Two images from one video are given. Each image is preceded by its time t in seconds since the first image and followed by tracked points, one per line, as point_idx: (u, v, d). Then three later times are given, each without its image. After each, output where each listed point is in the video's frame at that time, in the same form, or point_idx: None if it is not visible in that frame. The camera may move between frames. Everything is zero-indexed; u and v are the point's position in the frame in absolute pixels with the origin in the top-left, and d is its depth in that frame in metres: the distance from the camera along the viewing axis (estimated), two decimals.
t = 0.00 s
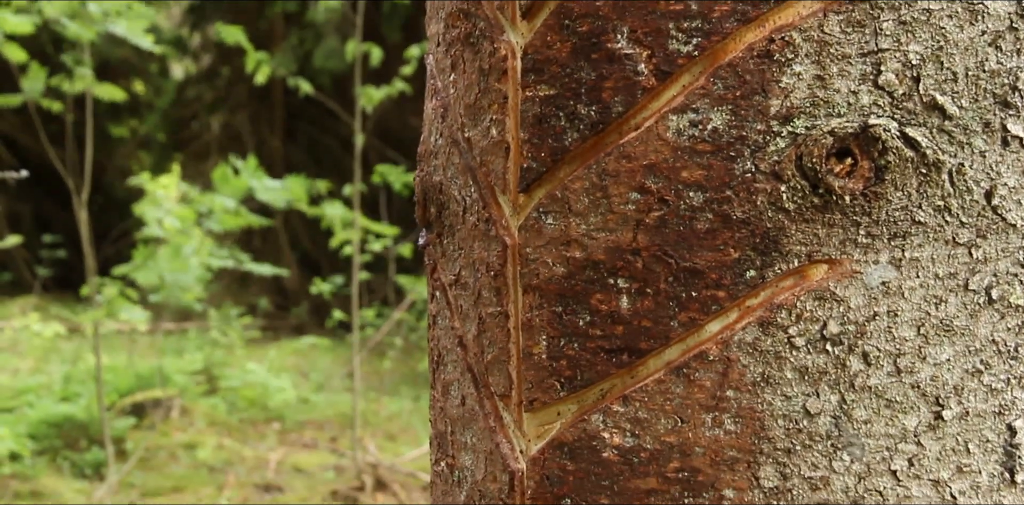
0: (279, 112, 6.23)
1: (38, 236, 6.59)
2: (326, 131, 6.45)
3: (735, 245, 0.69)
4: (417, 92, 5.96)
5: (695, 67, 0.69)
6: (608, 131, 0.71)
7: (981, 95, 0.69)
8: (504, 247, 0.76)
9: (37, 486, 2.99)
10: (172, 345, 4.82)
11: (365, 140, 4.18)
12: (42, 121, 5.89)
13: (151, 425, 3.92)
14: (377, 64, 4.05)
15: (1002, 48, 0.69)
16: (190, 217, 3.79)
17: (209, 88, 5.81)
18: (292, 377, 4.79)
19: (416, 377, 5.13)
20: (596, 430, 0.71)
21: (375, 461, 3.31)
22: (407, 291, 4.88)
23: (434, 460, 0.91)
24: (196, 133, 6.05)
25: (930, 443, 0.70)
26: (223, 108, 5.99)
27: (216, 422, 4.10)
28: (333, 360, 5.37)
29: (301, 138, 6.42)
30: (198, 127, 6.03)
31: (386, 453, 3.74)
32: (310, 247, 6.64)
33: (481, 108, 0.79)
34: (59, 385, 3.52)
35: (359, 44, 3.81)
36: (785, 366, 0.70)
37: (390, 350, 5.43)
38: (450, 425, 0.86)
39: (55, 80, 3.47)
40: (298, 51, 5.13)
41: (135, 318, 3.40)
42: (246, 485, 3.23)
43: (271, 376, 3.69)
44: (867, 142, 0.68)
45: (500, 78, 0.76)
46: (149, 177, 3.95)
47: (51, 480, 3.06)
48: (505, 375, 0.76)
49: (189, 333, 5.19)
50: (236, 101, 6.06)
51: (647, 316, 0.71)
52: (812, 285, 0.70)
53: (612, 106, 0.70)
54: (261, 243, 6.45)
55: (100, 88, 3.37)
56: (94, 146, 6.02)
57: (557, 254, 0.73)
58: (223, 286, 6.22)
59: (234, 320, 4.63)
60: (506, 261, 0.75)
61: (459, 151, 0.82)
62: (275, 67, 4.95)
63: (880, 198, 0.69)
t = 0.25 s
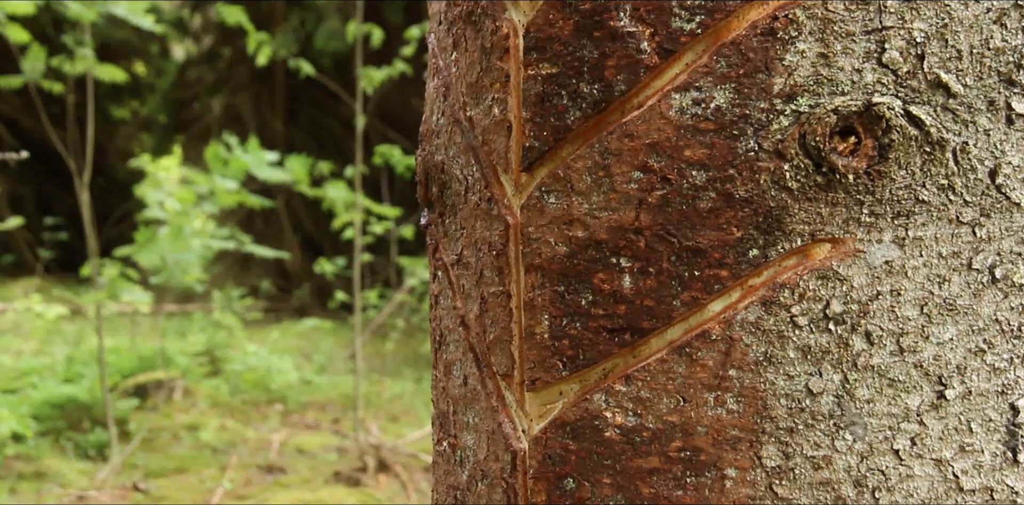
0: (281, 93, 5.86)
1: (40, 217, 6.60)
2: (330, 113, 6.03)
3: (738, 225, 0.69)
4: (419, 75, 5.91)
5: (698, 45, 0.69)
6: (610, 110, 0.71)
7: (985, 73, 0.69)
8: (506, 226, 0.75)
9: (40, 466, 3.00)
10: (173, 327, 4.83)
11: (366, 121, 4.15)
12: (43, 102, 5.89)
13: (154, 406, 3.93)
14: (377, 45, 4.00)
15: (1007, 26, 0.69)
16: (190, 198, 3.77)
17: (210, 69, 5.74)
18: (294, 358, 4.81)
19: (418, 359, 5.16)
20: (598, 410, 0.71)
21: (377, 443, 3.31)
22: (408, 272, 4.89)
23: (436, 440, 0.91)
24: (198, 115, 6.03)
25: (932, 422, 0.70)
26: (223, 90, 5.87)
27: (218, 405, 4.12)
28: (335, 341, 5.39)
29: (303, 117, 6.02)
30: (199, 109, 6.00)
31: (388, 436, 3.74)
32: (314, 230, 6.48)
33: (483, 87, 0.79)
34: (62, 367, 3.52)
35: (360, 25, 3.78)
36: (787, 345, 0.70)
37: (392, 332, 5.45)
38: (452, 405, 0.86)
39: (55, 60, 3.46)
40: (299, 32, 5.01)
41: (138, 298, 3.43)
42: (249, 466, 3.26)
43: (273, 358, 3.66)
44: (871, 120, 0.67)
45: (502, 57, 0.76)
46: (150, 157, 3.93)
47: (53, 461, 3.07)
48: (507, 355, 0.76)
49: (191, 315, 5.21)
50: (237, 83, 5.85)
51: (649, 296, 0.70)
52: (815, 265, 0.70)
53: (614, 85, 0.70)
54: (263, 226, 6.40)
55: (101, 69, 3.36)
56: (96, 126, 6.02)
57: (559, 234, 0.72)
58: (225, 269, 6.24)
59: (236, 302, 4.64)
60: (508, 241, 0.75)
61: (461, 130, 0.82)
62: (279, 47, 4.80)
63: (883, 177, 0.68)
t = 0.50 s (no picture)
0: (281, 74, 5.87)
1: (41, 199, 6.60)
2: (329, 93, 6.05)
3: (740, 204, 0.69)
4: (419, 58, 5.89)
5: (700, 23, 0.69)
6: (612, 89, 0.70)
7: (988, 51, 0.69)
8: (507, 205, 0.75)
9: (42, 446, 3.03)
10: (174, 308, 4.84)
11: (367, 101, 4.14)
12: (42, 83, 5.87)
13: (155, 387, 3.95)
14: (378, 26, 3.98)
15: (1011, 3, 0.68)
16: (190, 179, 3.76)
17: (210, 50, 5.69)
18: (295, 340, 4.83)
19: (419, 340, 5.18)
20: (599, 389, 0.71)
21: (378, 424, 3.34)
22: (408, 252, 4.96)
23: (436, 419, 0.91)
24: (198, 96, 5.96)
25: (934, 402, 0.70)
26: (223, 71, 5.86)
27: (220, 386, 4.12)
28: (337, 323, 5.41)
29: (303, 98, 6.06)
30: (200, 90, 5.95)
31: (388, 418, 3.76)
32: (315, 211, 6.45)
33: (484, 66, 0.78)
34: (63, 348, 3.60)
35: (360, 5, 3.76)
36: (789, 324, 0.70)
37: (393, 313, 5.47)
38: (453, 385, 0.86)
39: (55, 41, 3.44)
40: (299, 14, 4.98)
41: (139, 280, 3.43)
42: (250, 447, 3.29)
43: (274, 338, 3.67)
44: (874, 99, 0.67)
45: (503, 35, 0.76)
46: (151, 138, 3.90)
47: (56, 442, 3.10)
48: (508, 334, 0.76)
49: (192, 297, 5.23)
50: (237, 63, 5.83)
51: (651, 275, 0.70)
52: (817, 244, 0.69)
53: (616, 63, 0.70)
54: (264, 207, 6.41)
55: (100, 50, 3.35)
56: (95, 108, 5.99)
57: (560, 213, 0.72)
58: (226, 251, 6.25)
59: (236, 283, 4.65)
60: (509, 220, 0.75)
61: (462, 110, 0.82)
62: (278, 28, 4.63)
63: (886, 155, 0.68)
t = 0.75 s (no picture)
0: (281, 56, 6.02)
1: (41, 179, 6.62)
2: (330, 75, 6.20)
3: (741, 181, 0.69)
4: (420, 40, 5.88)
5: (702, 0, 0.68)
6: (613, 66, 0.70)
7: (992, 28, 0.68)
8: (508, 183, 0.75)
9: (45, 426, 3.32)
10: (175, 288, 5.05)
11: (366, 81, 4.15)
12: (41, 63, 5.84)
13: (156, 368, 4.25)
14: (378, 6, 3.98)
15: None
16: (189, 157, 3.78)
17: (211, 30, 5.68)
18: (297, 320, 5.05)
19: (419, 321, 5.44)
20: (600, 367, 0.71)
21: (379, 405, 3.65)
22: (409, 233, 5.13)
23: (437, 398, 0.91)
24: (198, 77, 6.00)
25: (935, 379, 0.70)
26: (224, 52, 5.89)
27: (222, 366, 4.42)
28: (338, 304, 5.62)
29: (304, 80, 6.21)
30: (199, 71, 5.97)
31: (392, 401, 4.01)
32: (314, 191, 6.55)
33: (485, 44, 0.78)
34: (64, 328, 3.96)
35: None
36: (791, 302, 0.70)
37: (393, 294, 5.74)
38: (454, 363, 0.86)
39: (54, 20, 3.44)
40: None
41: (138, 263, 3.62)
42: (250, 427, 3.57)
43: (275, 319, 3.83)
44: (877, 76, 0.67)
45: (504, 13, 0.75)
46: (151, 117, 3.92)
47: (57, 422, 3.40)
48: (509, 312, 0.76)
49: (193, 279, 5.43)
50: (237, 43, 5.90)
51: (652, 253, 0.70)
52: (819, 222, 0.69)
53: (617, 41, 0.70)
54: (264, 188, 6.42)
55: (100, 30, 3.36)
56: (94, 88, 5.98)
57: (561, 191, 0.72)
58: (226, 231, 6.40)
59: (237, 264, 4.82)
60: (509, 198, 0.75)
61: (462, 88, 0.82)
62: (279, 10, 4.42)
63: (889, 132, 0.68)
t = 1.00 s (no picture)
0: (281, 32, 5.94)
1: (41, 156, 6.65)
2: (330, 51, 6.16)
3: (743, 155, 0.68)
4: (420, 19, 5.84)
5: None
6: (614, 39, 0.70)
7: None
8: (509, 158, 0.75)
9: (46, 404, 3.55)
10: (175, 266, 5.23)
11: (366, 57, 4.14)
12: (40, 40, 5.81)
13: (158, 345, 4.47)
14: None
15: None
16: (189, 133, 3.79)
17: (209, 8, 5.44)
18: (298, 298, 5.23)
19: (419, 298, 5.62)
20: (600, 342, 0.71)
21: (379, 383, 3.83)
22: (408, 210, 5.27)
23: (437, 374, 0.91)
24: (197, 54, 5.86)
25: (936, 354, 0.70)
26: (224, 29, 5.77)
27: (223, 343, 4.61)
28: (338, 282, 5.81)
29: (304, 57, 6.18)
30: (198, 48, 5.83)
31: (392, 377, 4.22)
32: (314, 168, 6.59)
33: (486, 17, 0.77)
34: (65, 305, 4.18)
35: None
36: (792, 276, 0.70)
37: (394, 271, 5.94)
38: (454, 338, 0.86)
39: None
40: None
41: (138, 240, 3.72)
42: (252, 404, 3.74)
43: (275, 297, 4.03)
44: (879, 49, 0.66)
45: None
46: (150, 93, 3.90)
47: (59, 400, 3.63)
48: (509, 287, 0.76)
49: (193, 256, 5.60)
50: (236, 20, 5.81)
51: (653, 228, 0.70)
52: (821, 196, 0.69)
53: (618, 14, 0.69)
54: (265, 165, 6.43)
55: (98, 7, 3.35)
56: (93, 65, 5.95)
57: (562, 165, 0.72)
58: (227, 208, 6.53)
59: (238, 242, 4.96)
60: (510, 172, 0.75)
61: (462, 62, 0.82)
62: None
63: (891, 106, 0.67)
